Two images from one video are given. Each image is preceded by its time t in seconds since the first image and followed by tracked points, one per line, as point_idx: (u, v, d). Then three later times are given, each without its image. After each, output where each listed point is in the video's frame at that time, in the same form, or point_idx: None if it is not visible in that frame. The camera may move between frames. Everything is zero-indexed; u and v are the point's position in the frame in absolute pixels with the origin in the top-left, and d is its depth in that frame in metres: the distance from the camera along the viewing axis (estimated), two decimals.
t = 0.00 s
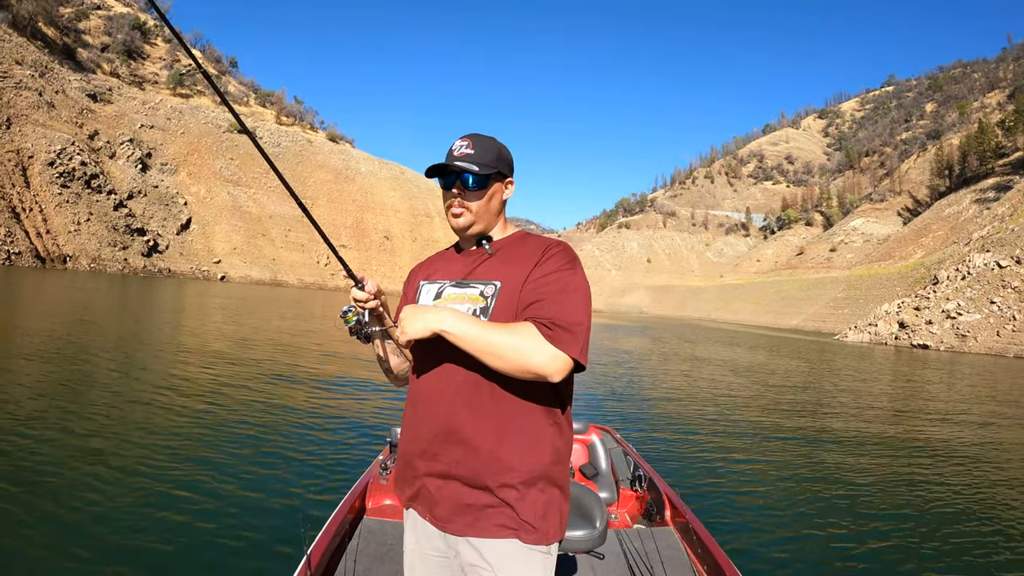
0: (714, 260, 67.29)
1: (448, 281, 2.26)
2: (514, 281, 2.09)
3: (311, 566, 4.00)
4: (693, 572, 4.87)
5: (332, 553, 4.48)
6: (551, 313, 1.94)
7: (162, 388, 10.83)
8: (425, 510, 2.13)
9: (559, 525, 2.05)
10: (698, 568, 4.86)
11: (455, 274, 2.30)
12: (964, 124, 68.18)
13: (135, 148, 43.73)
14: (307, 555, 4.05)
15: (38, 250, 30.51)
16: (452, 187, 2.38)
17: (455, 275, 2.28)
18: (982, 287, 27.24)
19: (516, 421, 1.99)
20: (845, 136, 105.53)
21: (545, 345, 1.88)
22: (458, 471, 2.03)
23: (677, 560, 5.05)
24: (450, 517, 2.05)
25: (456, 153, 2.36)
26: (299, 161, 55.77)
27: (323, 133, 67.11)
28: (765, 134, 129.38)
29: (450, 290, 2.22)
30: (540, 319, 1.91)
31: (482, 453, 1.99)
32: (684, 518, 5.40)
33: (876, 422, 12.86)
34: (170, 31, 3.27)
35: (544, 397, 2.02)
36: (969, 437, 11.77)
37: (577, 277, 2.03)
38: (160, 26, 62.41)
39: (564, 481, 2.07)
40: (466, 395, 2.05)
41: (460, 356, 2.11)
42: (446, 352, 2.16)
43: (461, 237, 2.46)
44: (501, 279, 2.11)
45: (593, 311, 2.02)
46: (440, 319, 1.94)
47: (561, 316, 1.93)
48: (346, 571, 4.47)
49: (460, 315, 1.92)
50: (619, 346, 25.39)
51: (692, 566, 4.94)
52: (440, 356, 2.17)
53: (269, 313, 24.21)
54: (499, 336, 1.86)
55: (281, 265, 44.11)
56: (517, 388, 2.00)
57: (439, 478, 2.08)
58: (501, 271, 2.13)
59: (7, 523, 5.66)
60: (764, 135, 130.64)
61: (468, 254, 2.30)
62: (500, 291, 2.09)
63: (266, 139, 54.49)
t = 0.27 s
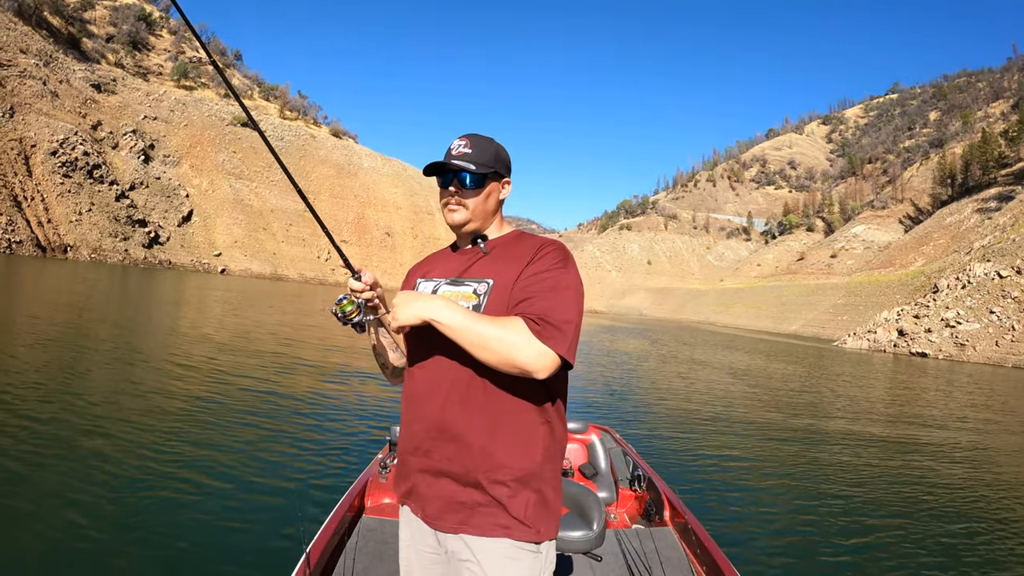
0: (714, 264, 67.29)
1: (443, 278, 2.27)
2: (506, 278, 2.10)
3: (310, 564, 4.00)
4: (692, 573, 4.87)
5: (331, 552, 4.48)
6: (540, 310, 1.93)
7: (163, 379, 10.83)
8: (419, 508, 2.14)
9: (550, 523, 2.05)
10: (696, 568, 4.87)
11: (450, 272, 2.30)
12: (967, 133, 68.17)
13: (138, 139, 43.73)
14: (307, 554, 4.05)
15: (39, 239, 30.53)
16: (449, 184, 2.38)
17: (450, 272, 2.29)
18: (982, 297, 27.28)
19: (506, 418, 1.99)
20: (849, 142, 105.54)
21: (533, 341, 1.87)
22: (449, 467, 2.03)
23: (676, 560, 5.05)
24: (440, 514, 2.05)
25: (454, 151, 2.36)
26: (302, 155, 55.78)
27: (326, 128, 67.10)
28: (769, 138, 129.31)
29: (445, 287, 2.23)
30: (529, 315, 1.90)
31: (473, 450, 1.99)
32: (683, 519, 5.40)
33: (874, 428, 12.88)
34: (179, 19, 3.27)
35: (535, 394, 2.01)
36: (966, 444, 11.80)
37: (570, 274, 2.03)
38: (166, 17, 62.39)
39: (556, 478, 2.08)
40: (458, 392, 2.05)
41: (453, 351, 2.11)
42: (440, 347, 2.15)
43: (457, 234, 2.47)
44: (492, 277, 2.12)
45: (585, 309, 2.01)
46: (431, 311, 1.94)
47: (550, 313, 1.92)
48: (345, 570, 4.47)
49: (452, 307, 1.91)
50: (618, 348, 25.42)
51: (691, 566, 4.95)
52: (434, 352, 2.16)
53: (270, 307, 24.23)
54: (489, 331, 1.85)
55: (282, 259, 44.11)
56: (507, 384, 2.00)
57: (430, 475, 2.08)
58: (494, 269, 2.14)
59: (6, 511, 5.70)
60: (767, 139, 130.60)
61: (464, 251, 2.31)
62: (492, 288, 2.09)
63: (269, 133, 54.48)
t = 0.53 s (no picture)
0: (713, 260, 67.28)
1: (430, 279, 2.28)
2: (490, 278, 2.10)
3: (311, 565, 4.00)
4: (693, 573, 4.86)
5: (332, 553, 4.48)
6: (523, 309, 1.93)
7: (163, 385, 10.82)
8: (410, 509, 2.14)
9: (541, 520, 2.05)
10: (698, 567, 4.87)
11: (438, 272, 2.31)
12: (964, 125, 68.22)
13: (134, 145, 43.70)
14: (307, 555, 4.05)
15: (37, 248, 30.53)
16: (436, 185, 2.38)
17: (437, 273, 2.30)
18: (981, 288, 27.30)
19: (493, 416, 1.98)
20: (845, 137, 105.57)
21: (516, 339, 1.86)
22: (437, 469, 2.04)
23: (677, 560, 5.05)
24: (430, 515, 2.06)
25: (440, 152, 2.37)
26: (299, 159, 55.76)
27: (323, 131, 67.08)
28: (765, 134, 129.36)
29: (432, 286, 2.23)
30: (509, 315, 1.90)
31: (460, 450, 1.99)
32: (684, 518, 5.39)
33: (875, 421, 12.90)
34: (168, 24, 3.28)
35: (522, 392, 2.01)
36: (967, 436, 11.81)
37: (555, 272, 2.02)
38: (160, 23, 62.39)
39: (546, 477, 2.07)
40: (443, 393, 2.05)
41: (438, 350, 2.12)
42: (426, 348, 2.16)
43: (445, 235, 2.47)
44: (477, 276, 2.12)
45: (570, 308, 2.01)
46: (414, 308, 1.95)
47: (534, 311, 1.91)
48: (346, 570, 4.47)
49: (439, 305, 1.91)
50: (618, 346, 25.42)
51: (692, 565, 4.94)
52: (422, 352, 2.16)
53: (269, 311, 24.21)
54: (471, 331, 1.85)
55: (280, 263, 44.08)
56: (493, 383, 2.00)
57: (420, 476, 2.09)
58: (477, 268, 2.14)
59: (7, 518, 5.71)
60: (764, 135, 130.65)
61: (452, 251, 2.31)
62: (477, 287, 2.09)
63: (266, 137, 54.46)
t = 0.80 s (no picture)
0: (711, 256, 67.35)
1: (418, 280, 2.28)
2: (476, 279, 2.10)
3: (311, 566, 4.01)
4: (693, 572, 4.86)
5: (333, 554, 4.48)
6: (511, 309, 1.92)
7: (164, 393, 10.83)
8: (405, 511, 2.14)
9: (535, 520, 2.04)
10: (698, 567, 4.87)
11: (428, 273, 2.31)
12: (958, 115, 68.29)
13: (130, 154, 43.69)
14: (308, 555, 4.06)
15: (35, 259, 30.54)
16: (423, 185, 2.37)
17: (426, 274, 2.29)
18: (979, 278, 27.34)
19: (483, 416, 1.98)
20: (840, 130, 105.69)
21: (503, 339, 1.85)
22: (430, 469, 2.04)
23: (678, 559, 5.05)
24: (423, 517, 2.05)
25: (427, 152, 2.36)
26: (294, 164, 55.75)
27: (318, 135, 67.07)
28: (760, 128, 129.49)
29: (422, 288, 2.23)
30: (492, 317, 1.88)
31: (451, 452, 1.99)
32: (684, 518, 5.40)
33: (874, 413, 12.93)
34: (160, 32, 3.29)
35: (513, 392, 1.99)
36: (966, 426, 11.85)
37: (542, 271, 2.02)
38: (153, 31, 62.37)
39: (538, 476, 2.06)
40: (433, 394, 2.05)
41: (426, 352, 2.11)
42: (415, 352, 2.16)
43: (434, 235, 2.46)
44: (465, 276, 2.12)
45: (558, 306, 2.00)
46: (396, 314, 1.92)
47: (521, 310, 1.90)
48: (347, 571, 4.47)
49: (420, 310, 1.89)
50: (618, 343, 25.46)
51: (692, 565, 4.95)
52: (412, 354, 2.15)
53: (269, 317, 24.24)
54: (455, 335, 1.83)
55: (278, 269, 44.08)
56: (482, 384, 1.99)
57: (413, 478, 2.09)
58: (465, 268, 2.14)
59: (8, 528, 5.73)
60: (759, 129, 130.77)
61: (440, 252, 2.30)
62: (464, 289, 2.09)
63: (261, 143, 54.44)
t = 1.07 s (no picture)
0: (709, 255, 67.44)
1: (420, 281, 2.27)
2: (479, 279, 2.09)
3: (311, 566, 4.00)
4: (693, 572, 4.87)
5: (332, 554, 4.47)
6: (515, 308, 1.92)
7: (163, 394, 10.81)
8: (407, 510, 2.15)
9: (537, 520, 2.04)
10: (698, 568, 4.87)
11: (428, 273, 2.30)
12: (956, 113, 68.43)
13: (127, 155, 43.64)
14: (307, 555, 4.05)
15: (33, 261, 30.49)
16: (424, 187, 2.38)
17: (427, 275, 2.29)
18: (978, 276, 27.40)
19: (485, 415, 1.98)
20: (838, 129, 105.80)
21: (511, 341, 1.85)
22: (432, 469, 2.04)
23: (677, 560, 5.06)
24: (424, 516, 2.05)
25: (429, 153, 2.36)
26: (292, 164, 55.69)
27: (316, 136, 67.02)
28: (758, 127, 129.60)
29: (422, 290, 2.23)
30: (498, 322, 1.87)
31: (454, 451, 1.99)
32: (684, 518, 5.40)
33: (873, 412, 12.97)
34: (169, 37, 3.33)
35: (515, 391, 1.99)
36: (964, 424, 11.89)
37: (544, 268, 2.04)
38: (150, 32, 62.31)
39: (539, 476, 2.06)
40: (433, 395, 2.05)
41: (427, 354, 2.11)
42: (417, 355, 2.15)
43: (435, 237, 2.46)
44: (468, 275, 2.12)
45: (560, 304, 2.01)
46: (399, 330, 1.91)
47: (527, 308, 1.91)
48: (346, 571, 4.47)
49: (425, 325, 1.89)
50: (616, 343, 25.50)
51: (692, 565, 4.95)
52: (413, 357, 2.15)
53: (268, 317, 24.24)
54: (460, 347, 1.83)
55: (276, 269, 44.04)
56: (485, 383, 1.98)
57: (414, 478, 2.09)
58: (467, 268, 2.14)
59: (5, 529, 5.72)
60: (756, 128, 130.92)
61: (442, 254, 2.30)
62: (466, 293, 2.08)
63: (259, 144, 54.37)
